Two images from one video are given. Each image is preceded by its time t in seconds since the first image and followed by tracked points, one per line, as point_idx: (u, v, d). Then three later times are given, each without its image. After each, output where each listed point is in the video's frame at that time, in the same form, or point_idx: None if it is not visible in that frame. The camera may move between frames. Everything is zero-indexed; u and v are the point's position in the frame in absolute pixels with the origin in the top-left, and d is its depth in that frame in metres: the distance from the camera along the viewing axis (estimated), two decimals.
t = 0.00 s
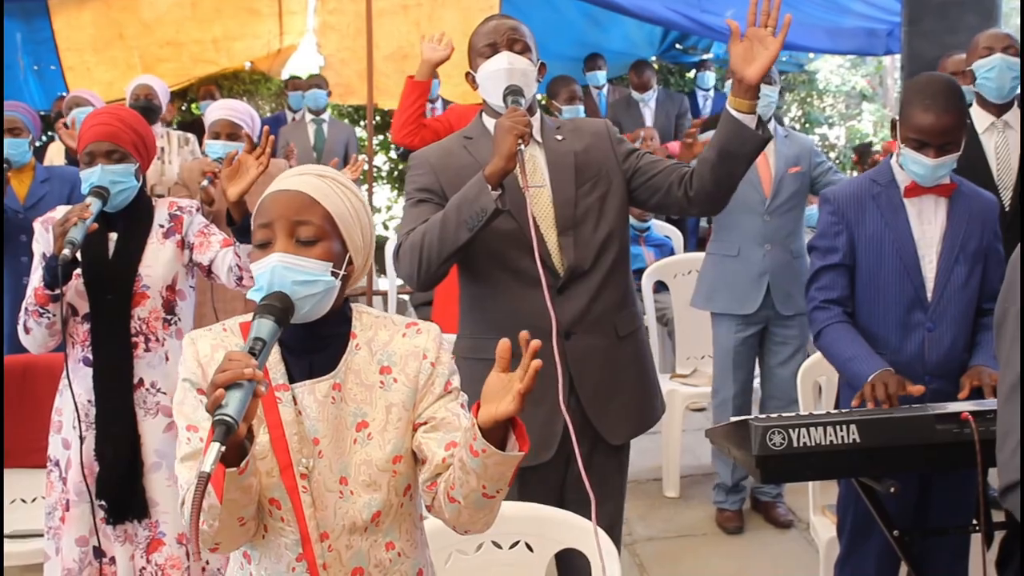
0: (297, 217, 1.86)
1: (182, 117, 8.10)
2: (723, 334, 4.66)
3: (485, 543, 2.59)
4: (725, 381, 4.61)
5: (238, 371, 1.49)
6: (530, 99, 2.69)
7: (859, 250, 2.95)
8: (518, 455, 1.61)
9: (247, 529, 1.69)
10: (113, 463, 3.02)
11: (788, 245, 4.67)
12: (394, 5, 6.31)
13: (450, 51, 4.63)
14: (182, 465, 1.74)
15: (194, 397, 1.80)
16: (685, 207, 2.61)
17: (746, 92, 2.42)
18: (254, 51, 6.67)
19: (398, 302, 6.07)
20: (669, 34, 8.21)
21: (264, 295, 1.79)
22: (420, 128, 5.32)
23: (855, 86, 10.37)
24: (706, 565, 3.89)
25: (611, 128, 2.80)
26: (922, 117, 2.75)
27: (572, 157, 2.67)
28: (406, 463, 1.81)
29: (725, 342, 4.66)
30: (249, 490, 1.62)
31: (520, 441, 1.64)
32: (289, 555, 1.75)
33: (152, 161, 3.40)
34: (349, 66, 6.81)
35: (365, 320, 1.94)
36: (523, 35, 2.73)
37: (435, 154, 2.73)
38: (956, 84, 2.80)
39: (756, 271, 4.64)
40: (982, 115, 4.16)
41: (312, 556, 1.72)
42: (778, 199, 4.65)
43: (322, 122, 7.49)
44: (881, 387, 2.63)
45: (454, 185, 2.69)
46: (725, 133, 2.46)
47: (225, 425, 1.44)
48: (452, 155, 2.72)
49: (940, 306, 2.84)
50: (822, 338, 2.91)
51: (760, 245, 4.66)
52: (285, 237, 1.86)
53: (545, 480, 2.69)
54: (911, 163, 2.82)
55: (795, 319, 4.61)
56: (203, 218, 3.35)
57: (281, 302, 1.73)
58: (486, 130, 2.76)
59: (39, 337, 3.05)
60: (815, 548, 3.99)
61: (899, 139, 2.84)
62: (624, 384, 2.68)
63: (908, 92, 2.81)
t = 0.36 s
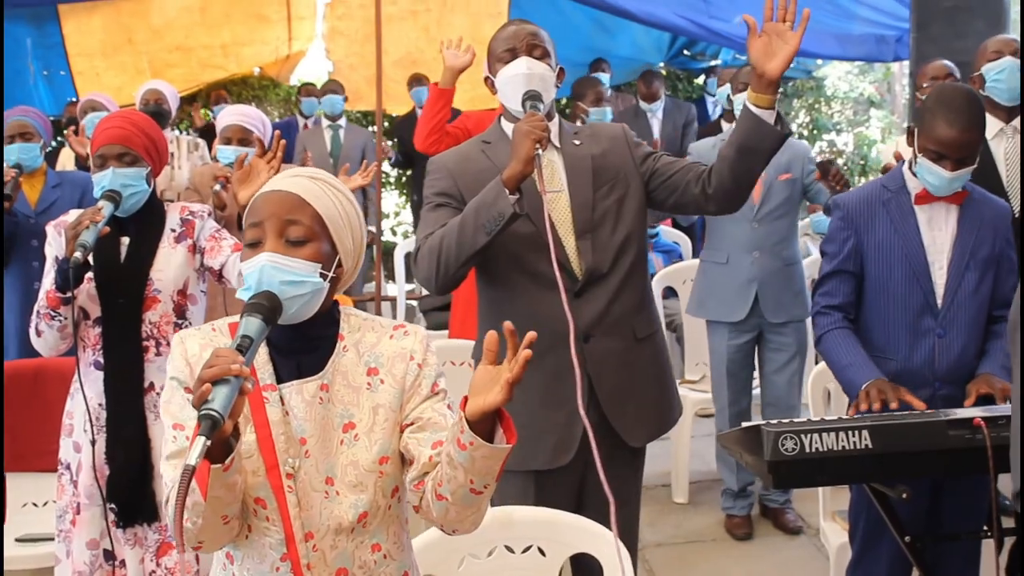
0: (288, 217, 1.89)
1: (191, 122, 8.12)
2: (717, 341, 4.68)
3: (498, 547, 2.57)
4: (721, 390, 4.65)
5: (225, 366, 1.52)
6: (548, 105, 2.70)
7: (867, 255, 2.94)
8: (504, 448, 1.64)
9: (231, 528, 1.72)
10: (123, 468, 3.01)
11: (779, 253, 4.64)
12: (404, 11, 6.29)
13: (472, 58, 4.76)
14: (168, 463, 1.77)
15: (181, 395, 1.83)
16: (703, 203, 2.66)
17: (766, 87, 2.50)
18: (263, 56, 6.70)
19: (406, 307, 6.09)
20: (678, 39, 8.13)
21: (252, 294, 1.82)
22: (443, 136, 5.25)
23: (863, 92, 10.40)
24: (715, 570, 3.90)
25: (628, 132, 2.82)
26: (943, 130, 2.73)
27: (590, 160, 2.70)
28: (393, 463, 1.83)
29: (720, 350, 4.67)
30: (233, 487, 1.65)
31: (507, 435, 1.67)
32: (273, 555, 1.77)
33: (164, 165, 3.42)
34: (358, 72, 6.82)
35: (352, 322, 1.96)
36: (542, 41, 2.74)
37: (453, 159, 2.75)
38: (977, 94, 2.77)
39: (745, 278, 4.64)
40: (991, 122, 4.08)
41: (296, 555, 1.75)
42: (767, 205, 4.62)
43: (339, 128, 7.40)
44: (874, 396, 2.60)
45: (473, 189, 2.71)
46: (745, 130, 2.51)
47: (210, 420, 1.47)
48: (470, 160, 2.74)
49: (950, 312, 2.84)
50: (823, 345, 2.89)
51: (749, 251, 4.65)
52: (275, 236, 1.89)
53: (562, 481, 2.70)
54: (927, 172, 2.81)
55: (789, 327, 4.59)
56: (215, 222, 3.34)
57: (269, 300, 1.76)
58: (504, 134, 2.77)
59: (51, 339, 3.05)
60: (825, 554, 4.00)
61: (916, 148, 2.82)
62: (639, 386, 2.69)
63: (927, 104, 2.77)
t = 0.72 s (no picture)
0: (290, 219, 1.91)
1: (205, 126, 8.14)
2: (725, 343, 4.69)
3: (518, 548, 2.58)
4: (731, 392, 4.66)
5: (229, 360, 1.56)
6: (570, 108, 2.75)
7: (875, 262, 2.90)
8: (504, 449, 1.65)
9: (230, 526, 1.73)
10: (139, 470, 3.00)
11: (783, 257, 4.63)
12: (418, 15, 6.29)
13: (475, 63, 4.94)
14: (169, 461, 1.79)
15: (182, 394, 1.86)
16: (724, 207, 2.71)
17: (776, 85, 2.52)
18: (277, 60, 6.65)
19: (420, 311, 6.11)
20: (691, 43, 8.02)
21: (254, 294, 1.84)
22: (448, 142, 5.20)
23: (876, 95, 10.39)
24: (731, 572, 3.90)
25: (649, 135, 2.90)
26: (952, 141, 2.68)
27: (612, 163, 2.78)
28: (392, 465, 1.84)
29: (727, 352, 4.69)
30: (234, 484, 1.66)
31: (507, 436, 1.67)
32: (272, 555, 1.79)
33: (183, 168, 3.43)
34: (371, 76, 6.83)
35: (353, 323, 1.97)
36: (563, 44, 2.79)
37: (476, 163, 2.86)
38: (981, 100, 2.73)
39: (748, 282, 4.64)
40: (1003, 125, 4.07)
41: (295, 554, 1.76)
42: (769, 209, 4.63)
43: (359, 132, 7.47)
44: (899, 390, 2.56)
45: (495, 193, 2.82)
46: (760, 130, 2.55)
47: (214, 413, 1.53)
48: (493, 164, 2.85)
49: (960, 315, 2.79)
50: (840, 348, 2.84)
51: (751, 255, 4.65)
52: (277, 237, 1.91)
53: (586, 480, 2.78)
54: (932, 181, 2.77)
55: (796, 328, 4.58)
56: (234, 226, 3.34)
57: (271, 299, 1.78)
58: (526, 138, 2.88)
59: (70, 342, 3.07)
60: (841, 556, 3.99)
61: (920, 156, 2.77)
62: (662, 382, 2.78)
63: (933, 112, 2.71)
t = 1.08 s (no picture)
0: (304, 221, 1.76)
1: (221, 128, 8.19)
2: (744, 345, 4.70)
3: (537, 547, 2.58)
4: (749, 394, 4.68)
5: (245, 363, 1.47)
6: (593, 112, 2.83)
7: (891, 268, 2.86)
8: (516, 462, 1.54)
9: (242, 526, 1.62)
10: (156, 470, 3.00)
11: (802, 258, 4.61)
12: (433, 16, 6.34)
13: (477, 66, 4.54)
14: (181, 461, 1.68)
15: (197, 394, 1.75)
16: (745, 217, 2.75)
17: (799, 99, 2.57)
18: (293, 62, 6.63)
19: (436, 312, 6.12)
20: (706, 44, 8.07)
21: (266, 298, 1.69)
22: (447, 143, 5.03)
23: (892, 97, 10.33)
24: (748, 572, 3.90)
25: (671, 139, 2.92)
26: (963, 147, 2.63)
27: (634, 167, 2.80)
28: (401, 469, 1.73)
29: (745, 354, 4.70)
30: (248, 485, 1.55)
31: (520, 449, 1.56)
32: (282, 554, 1.68)
33: (202, 169, 3.45)
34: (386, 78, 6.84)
35: (365, 327, 1.84)
36: (588, 48, 2.88)
37: (499, 163, 2.95)
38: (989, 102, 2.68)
39: (766, 283, 4.63)
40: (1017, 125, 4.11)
41: (306, 556, 1.65)
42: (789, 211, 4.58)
43: (375, 132, 7.50)
44: (918, 396, 2.54)
45: (516, 195, 2.90)
46: (783, 142, 2.59)
47: (231, 416, 1.43)
48: (515, 165, 2.93)
49: (980, 316, 2.76)
50: (856, 354, 2.83)
51: (770, 257, 4.63)
52: (290, 241, 1.76)
53: (609, 478, 2.79)
54: (944, 188, 2.71)
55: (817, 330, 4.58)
56: (251, 228, 3.34)
57: (285, 301, 1.64)
58: (548, 139, 2.96)
59: (88, 341, 3.07)
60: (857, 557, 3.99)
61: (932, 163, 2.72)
62: (682, 394, 2.79)
63: (943, 117, 2.66)
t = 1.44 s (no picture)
0: (320, 226, 1.77)
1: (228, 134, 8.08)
2: (764, 349, 4.70)
3: (547, 551, 2.59)
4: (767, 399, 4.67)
5: (263, 368, 1.46)
6: (604, 119, 2.87)
7: (899, 274, 2.87)
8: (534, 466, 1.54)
9: (259, 529, 1.63)
10: (166, 475, 3.00)
11: (825, 261, 4.68)
12: (439, 22, 6.34)
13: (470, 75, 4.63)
14: (198, 466, 1.69)
15: (212, 399, 1.76)
16: (754, 227, 2.75)
17: (814, 113, 2.61)
18: (299, 68, 6.65)
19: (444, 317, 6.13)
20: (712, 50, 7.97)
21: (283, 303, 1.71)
22: (445, 149, 5.01)
23: (898, 102, 10.47)
24: None
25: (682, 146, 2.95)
26: (973, 151, 2.64)
27: (644, 175, 2.82)
28: (416, 473, 1.74)
29: (766, 359, 4.69)
30: (265, 489, 1.55)
31: (536, 454, 1.57)
32: (297, 558, 1.68)
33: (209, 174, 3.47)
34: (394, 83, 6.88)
35: (380, 331, 1.85)
36: (601, 54, 2.91)
37: (510, 169, 2.97)
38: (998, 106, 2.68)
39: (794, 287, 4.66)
40: None
41: (322, 559, 1.66)
42: (814, 215, 4.66)
43: (378, 137, 7.51)
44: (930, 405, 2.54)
45: (525, 201, 2.92)
46: (792, 154, 2.61)
47: (249, 420, 1.41)
48: (526, 170, 2.95)
49: (988, 321, 2.76)
50: (862, 359, 2.83)
51: (796, 260, 4.67)
52: (307, 246, 1.77)
53: (618, 483, 2.80)
54: (955, 193, 2.72)
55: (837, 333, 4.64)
56: (259, 233, 3.34)
57: (302, 306, 1.65)
58: (559, 145, 2.97)
59: (98, 346, 3.08)
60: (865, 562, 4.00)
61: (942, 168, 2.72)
62: (690, 399, 2.80)
63: (952, 122, 2.67)
